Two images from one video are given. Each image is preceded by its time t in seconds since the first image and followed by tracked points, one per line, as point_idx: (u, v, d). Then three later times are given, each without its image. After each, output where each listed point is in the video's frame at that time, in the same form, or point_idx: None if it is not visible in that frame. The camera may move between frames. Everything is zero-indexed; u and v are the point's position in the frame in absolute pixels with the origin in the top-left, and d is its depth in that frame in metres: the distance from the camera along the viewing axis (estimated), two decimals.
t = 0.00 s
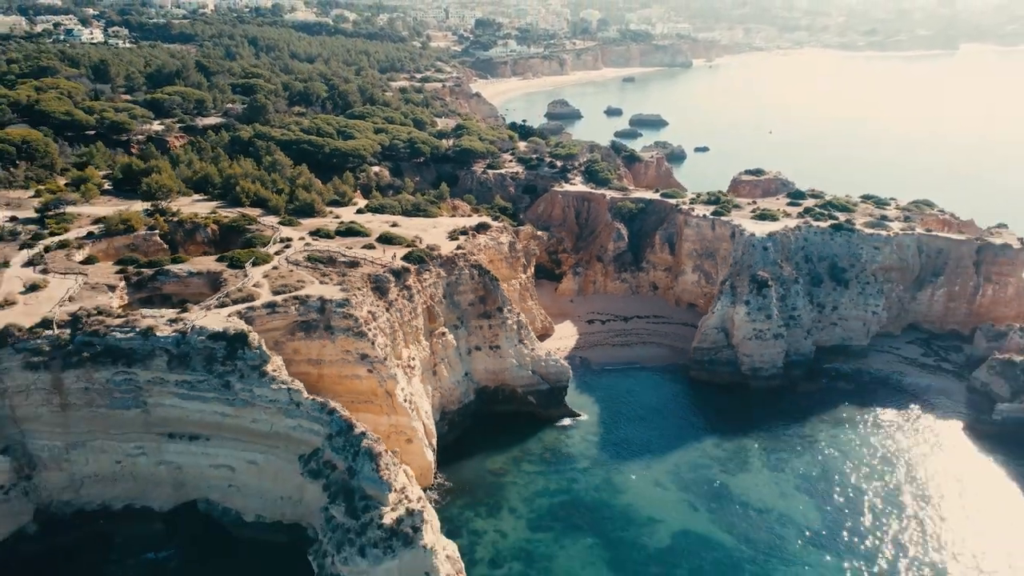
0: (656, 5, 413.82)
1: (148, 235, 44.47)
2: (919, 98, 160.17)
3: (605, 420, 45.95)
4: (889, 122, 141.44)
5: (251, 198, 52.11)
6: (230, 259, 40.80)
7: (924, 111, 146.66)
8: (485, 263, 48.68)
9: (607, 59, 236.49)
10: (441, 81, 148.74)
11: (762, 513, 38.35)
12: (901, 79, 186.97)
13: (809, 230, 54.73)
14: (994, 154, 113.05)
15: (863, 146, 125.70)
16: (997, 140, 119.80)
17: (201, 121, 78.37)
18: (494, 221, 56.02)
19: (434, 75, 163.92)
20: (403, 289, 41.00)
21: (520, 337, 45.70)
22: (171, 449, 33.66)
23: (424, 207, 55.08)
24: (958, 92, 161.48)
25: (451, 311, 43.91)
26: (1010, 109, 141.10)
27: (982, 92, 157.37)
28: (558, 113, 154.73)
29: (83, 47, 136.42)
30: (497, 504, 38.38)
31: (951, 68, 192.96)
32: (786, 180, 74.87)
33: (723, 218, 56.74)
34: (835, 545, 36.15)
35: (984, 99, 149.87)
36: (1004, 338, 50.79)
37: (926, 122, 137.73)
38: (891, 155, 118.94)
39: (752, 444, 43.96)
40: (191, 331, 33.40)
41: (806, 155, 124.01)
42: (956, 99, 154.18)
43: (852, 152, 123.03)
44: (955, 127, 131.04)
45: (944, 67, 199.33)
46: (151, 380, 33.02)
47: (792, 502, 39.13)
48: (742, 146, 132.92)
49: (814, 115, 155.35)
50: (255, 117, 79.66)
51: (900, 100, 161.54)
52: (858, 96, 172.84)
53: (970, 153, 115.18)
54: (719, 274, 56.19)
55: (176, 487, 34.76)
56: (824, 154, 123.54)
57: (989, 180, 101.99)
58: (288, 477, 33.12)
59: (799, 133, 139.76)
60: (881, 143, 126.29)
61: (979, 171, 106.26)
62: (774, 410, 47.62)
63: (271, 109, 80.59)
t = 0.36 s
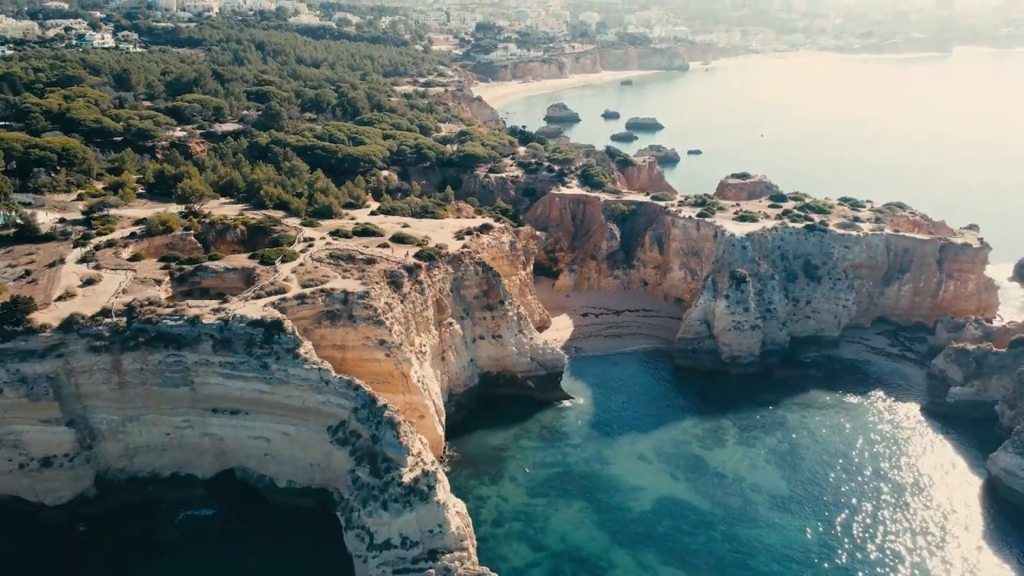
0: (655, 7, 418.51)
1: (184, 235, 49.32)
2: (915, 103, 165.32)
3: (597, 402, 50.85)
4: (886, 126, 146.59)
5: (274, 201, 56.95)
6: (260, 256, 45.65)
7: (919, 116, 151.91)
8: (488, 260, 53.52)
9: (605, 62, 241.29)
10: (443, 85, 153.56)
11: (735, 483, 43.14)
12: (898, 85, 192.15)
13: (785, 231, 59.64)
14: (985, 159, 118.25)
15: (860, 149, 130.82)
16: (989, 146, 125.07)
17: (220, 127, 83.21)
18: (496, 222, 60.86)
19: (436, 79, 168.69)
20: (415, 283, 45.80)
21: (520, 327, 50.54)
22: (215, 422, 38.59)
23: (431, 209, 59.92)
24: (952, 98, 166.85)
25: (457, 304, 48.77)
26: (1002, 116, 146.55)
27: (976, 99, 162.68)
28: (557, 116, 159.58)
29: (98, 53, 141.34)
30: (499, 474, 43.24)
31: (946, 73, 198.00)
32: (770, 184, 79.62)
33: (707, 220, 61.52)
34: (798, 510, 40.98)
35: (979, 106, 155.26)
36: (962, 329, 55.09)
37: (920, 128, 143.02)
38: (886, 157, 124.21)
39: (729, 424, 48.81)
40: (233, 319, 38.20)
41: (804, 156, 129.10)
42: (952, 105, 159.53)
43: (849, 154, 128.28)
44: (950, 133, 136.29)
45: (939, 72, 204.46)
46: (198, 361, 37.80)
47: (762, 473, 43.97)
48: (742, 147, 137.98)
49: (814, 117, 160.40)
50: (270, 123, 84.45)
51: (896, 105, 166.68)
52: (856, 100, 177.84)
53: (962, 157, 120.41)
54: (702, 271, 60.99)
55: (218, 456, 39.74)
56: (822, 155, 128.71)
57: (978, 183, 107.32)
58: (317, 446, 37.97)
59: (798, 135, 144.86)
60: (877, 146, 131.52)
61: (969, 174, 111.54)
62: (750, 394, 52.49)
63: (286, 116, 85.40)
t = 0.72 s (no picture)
0: (654, 9, 423.15)
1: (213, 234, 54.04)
2: (909, 111, 170.44)
3: (591, 387, 55.67)
4: (882, 132, 151.55)
5: (293, 204, 61.66)
6: (285, 254, 50.36)
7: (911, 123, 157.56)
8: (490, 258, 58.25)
9: (604, 64, 246.05)
10: (446, 89, 158.26)
11: (713, 458, 47.90)
12: (892, 92, 197.44)
13: (764, 231, 64.51)
14: (974, 166, 123.27)
15: (855, 153, 135.91)
16: (979, 153, 130.52)
17: (236, 132, 87.93)
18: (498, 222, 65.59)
19: (438, 82, 173.29)
20: (425, 278, 50.51)
21: (520, 319, 55.27)
22: (248, 401, 43.33)
23: (438, 211, 64.64)
24: (945, 108, 172.06)
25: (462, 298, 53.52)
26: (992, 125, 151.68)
27: (968, 109, 167.86)
28: (556, 119, 164.40)
29: (110, 58, 145.95)
30: (501, 451, 47.96)
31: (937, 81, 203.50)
32: (756, 187, 84.38)
33: (693, 221, 66.22)
34: (769, 481, 45.69)
35: (971, 114, 160.78)
36: (926, 322, 59.80)
37: (912, 134, 148.46)
38: (880, 161, 129.03)
39: (711, 407, 53.52)
40: (264, 309, 42.90)
41: (802, 159, 133.92)
42: (945, 114, 164.63)
43: (843, 157, 133.63)
44: (943, 140, 141.16)
45: (932, 79, 209.75)
46: (234, 347, 42.48)
47: (739, 450, 48.69)
48: (739, 149, 143.16)
49: (812, 121, 165.39)
50: (284, 129, 89.15)
51: (891, 112, 171.84)
52: (852, 106, 183.02)
53: (953, 164, 125.39)
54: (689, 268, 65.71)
55: (250, 432, 44.44)
56: (816, 158, 134.03)
57: (966, 188, 112.22)
58: (340, 421, 42.83)
59: (796, 139, 149.72)
60: (872, 151, 136.62)
61: (958, 180, 116.46)
62: (731, 381, 57.25)
63: (298, 122, 90.14)
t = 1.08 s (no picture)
0: (653, 11, 426.84)
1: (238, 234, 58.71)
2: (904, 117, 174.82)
3: (585, 374, 60.47)
4: (876, 137, 156.33)
5: (308, 205, 66.37)
6: (304, 252, 55.03)
7: (902, 128, 163.14)
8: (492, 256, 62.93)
9: (602, 67, 250.76)
10: (448, 92, 162.81)
11: (696, 437, 52.57)
12: (888, 97, 201.97)
13: (747, 231, 69.30)
14: (966, 171, 127.61)
15: (851, 157, 140.22)
16: (964, 157, 136.02)
17: (250, 137, 92.61)
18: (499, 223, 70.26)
19: (440, 85, 177.91)
20: (433, 274, 55.16)
21: (519, 312, 59.99)
22: (274, 384, 48.06)
23: (443, 212, 69.39)
24: (941, 114, 176.33)
25: (467, 293, 58.31)
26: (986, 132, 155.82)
27: (963, 115, 172.22)
28: (555, 122, 169.12)
29: (122, 63, 150.51)
30: (503, 431, 52.71)
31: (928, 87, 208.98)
32: (743, 189, 89.11)
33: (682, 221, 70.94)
34: (746, 458, 50.37)
35: (959, 120, 166.47)
36: (896, 315, 64.51)
37: (902, 138, 153.96)
38: (874, 166, 133.46)
39: (695, 393, 58.25)
40: (289, 301, 47.62)
41: (799, 162, 138.33)
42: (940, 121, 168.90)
43: (834, 160, 139.04)
44: (937, 145, 145.73)
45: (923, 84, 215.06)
46: (262, 335, 47.15)
47: (720, 430, 53.40)
48: (733, 151, 148.46)
49: (810, 125, 169.60)
50: (295, 133, 93.78)
51: (887, 117, 176.22)
52: (850, 111, 187.29)
53: (943, 169, 130.13)
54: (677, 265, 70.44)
55: (276, 412, 49.14)
56: (808, 160, 139.40)
57: (956, 193, 116.48)
58: (358, 402, 47.51)
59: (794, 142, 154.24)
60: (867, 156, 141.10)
61: (949, 185, 120.75)
62: (715, 369, 62.03)
63: (309, 127, 94.80)
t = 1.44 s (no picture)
0: (651, 13, 431.57)
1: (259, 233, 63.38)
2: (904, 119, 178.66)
3: (581, 363, 65.20)
4: (868, 139, 161.49)
5: (322, 207, 71.07)
6: (322, 250, 59.66)
7: (893, 130, 168.28)
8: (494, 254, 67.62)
9: (600, 69, 255.59)
10: (450, 96, 167.54)
11: (682, 420, 57.26)
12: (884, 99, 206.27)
13: (733, 231, 74.02)
14: (956, 174, 132.08)
15: (846, 159, 144.89)
16: (951, 159, 141.19)
17: (263, 141, 97.31)
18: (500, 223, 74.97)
19: (442, 89, 182.64)
20: (440, 270, 59.84)
21: (519, 306, 64.68)
22: (296, 370, 52.71)
23: (448, 213, 74.08)
24: (935, 117, 180.68)
25: (471, 289, 63.02)
26: (984, 135, 159.37)
27: (953, 118, 177.30)
28: (554, 124, 173.89)
29: (134, 67, 155.27)
30: (504, 414, 57.40)
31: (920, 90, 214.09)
32: (732, 191, 93.80)
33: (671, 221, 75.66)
34: (728, 438, 55.06)
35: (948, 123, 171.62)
36: (871, 309, 69.21)
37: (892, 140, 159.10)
38: (864, 167, 138.63)
39: (682, 380, 62.96)
40: (310, 294, 52.30)
41: (792, 163, 143.54)
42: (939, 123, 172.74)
43: (826, 161, 144.24)
44: (927, 147, 150.79)
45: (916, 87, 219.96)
46: (286, 325, 51.83)
47: (704, 414, 58.11)
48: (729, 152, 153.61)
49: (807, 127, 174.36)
50: (306, 137, 98.47)
51: (886, 119, 179.99)
52: (850, 113, 190.96)
53: (931, 171, 135.39)
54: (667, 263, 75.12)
55: (297, 396, 53.76)
56: (801, 161, 144.56)
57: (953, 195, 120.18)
58: (373, 386, 52.18)
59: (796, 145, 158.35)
60: (868, 159, 145.04)
61: (946, 188, 124.49)
62: (701, 359, 66.74)
63: (319, 131, 99.49)
